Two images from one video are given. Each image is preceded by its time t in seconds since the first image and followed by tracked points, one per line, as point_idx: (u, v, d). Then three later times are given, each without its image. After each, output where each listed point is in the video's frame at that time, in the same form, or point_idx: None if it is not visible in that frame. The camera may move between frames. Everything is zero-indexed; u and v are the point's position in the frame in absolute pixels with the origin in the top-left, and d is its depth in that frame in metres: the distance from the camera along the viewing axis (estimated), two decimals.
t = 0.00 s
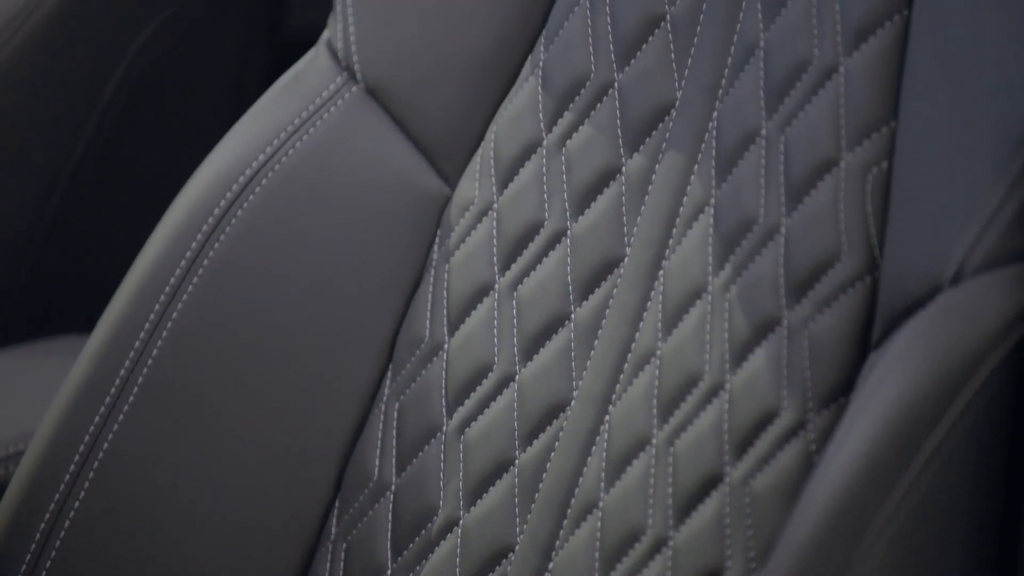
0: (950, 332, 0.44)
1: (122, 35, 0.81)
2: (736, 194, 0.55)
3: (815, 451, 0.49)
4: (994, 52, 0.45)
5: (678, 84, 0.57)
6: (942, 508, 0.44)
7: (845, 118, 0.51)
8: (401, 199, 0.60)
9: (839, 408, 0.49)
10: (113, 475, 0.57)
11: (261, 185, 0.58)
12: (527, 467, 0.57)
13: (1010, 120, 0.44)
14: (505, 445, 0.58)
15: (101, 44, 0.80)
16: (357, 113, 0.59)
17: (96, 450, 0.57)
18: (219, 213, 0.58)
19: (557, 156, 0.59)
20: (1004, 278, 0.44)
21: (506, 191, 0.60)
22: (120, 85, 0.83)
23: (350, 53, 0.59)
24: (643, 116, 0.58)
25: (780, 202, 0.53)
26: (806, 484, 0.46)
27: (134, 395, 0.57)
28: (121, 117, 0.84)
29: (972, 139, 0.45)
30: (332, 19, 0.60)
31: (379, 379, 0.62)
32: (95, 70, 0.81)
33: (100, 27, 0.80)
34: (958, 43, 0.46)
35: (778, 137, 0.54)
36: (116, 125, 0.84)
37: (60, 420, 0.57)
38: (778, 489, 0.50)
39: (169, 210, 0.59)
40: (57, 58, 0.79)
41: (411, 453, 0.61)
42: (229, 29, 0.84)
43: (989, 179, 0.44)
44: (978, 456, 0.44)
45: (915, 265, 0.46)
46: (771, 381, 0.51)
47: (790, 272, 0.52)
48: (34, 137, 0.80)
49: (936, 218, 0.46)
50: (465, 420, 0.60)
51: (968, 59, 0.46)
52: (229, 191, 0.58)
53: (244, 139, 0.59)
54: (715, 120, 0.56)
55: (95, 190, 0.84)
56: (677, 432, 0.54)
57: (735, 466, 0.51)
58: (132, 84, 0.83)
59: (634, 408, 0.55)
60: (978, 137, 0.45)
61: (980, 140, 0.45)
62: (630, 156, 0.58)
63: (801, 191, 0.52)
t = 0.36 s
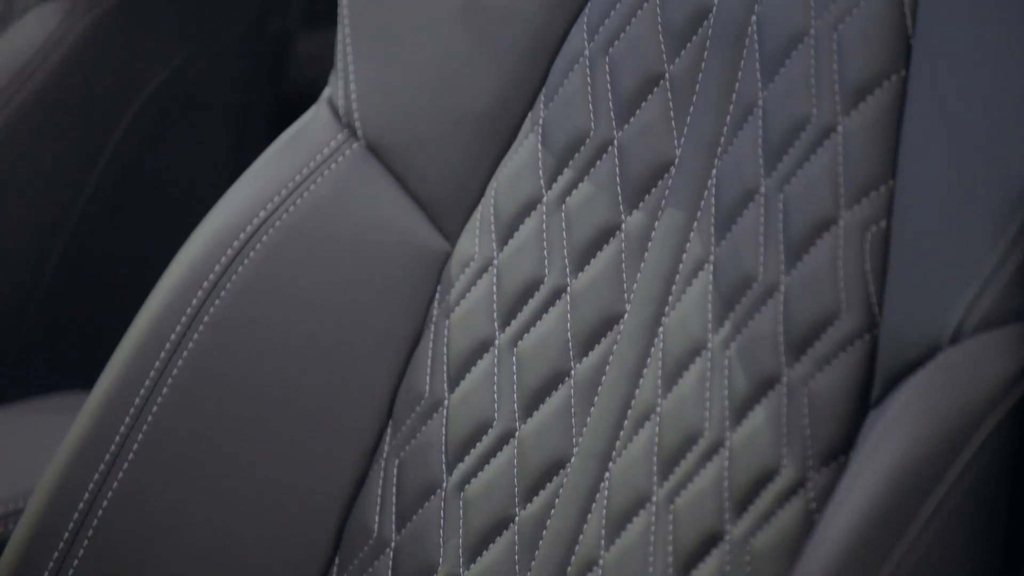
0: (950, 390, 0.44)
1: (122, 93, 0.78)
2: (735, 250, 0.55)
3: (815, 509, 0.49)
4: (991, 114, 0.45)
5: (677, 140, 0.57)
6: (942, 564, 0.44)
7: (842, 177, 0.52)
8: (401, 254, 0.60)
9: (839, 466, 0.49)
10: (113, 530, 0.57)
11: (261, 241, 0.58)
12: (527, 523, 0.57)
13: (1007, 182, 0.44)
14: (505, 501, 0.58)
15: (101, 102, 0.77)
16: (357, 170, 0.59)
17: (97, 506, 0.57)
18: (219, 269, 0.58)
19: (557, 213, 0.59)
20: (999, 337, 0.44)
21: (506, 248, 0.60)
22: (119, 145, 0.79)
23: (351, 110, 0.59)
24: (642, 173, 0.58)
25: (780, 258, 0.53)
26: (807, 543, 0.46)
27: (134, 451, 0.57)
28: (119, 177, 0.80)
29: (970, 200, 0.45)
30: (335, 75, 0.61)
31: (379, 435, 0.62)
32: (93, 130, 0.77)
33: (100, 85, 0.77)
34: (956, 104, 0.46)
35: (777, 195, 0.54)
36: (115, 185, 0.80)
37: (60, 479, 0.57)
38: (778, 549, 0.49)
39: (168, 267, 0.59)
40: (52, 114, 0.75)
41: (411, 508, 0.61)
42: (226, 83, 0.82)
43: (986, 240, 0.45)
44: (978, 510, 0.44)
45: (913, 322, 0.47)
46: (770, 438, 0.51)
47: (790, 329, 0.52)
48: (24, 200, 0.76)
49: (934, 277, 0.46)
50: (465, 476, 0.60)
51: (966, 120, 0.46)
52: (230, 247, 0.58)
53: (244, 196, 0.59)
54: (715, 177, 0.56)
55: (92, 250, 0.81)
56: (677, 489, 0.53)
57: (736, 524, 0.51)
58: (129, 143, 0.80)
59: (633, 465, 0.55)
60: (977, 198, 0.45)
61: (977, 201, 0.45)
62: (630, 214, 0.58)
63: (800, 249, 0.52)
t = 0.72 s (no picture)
0: (950, 453, 0.45)
1: (122, 144, 0.71)
2: (735, 312, 0.54)
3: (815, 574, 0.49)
4: (989, 185, 0.46)
5: (676, 202, 0.57)
6: None
7: (841, 240, 0.52)
8: (402, 315, 0.60)
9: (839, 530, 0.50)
10: None
11: (261, 303, 0.58)
12: None
13: (1006, 250, 0.45)
14: (505, 563, 0.58)
15: (101, 151, 0.70)
16: (357, 232, 0.60)
17: (95, 569, 0.56)
18: (218, 331, 0.58)
19: (557, 273, 0.59)
20: (997, 402, 0.46)
21: (506, 309, 0.60)
22: (125, 199, 0.73)
23: (352, 172, 0.60)
24: (642, 235, 0.57)
25: (780, 319, 0.53)
26: None
27: (133, 515, 0.56)
28: (122, 232, 0.74)
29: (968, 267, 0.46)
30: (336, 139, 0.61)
31: (379, 493, 0.61)
32: (99, 183, 0.71)
33: (99, 132, 0.69)
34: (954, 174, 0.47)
35: (776, 258, 0.54)
36: (117, 243, 0.74)
37: (58, 542, 0.56)
38: None
39: (167, 331, 0.60)
40: (54, 173, 0.68)
41: (411, 570, 0.60)
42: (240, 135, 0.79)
43: (984, 308, 0.45)
44: (978, 564, 0.46)
45: (912, 386, 0.47)
46: (770, 502, 0.51)
47: (789, 392, 0.52)
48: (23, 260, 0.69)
49: (934, 342, 0.47)
50: (465, 538, 0.59)
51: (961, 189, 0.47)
52: (230, 309, 0.58)
53: (244, 258, 0.59)
54: (714, 239, 0.56)
55: (92, 311, 0.75)
56: (676, 553, 0.53)
57: None
58: (138, 199, 0.74)
59: (633, 529, 0.55)
60: (975, 265, 0.46)
61: (977, 269, 0.46)
62: (629, 275, 0.58)
63: (800, 311, 0.52)
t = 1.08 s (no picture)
0: (950, 525, 0.45)
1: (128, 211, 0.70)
2: (735, 381, 0.54)
3: None
4: (990, 260, 0.46)
5: (676, 270, 0.57)
6: None
7: (842, 311, 0.51)
8: (402, 380, 0.60)
9: None
10: None
11: (261, 369, 0.58)
12: None
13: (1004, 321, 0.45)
14: None
15: (108, 218, 0.69)
16: (358, 299, 0.60)
17: None
18: (219, 397, 0.58)
19: (557, 339, 0.59)
20: (999, 472, 0.46)
21: (507, 374, 0.60)
22: (130, 258, 0.72)
23: (352, 239, 0.60)
24: (642, 303, 0.57)
25: (779, 388, 0.53)
26: None
27: None
28: (123, 295, 0.73)
29: (966, 339, 0.46)
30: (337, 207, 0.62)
31: (379, 562, 0.61)
32: (103, 250, 0.70)
33: (105, 200, 0.68)
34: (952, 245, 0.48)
35: (775, 326, 0.54)
36: (122, 304, 0.73)
37: None
38: None
39: (167, 399, 0.59)
40: (56, 241, 0.66)
41: None
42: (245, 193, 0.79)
43: (984, 378, 0.46)
44: None
45: (910, 456, 0.47)
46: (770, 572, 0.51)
47: (789, 461, 0.51)
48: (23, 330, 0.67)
49: (932, 414, 0.47)
50: None
51: (960, 262, 0.47)
52: (229, 377, 0.58)
53: (245, 325, 0.59)
54: (714, 307, 0.56)
55: (95, 375, 0.73)
56: None
57: None
58: (139, 261, 0.73)
59: None
60: (973, 338, 0.46)
61: (977, 341, 0.46)
62: (628, 342, 0.58)
63: (799, 380, 0.52)
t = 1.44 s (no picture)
0: None
1: (132, 270, 0.68)
2: (736, 448, 0.54)
3: None
4: (987, 328, 0.46)
5: (676, 337, 0.57)
6: None
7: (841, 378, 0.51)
8: (402, 446, 0.60)
9: None
10: None
11: (261, 436, 0.58)
12: None
13: (1002, 391, 0.46)
14: None
15: (109, 279, 0.67)
16: (358, 366, 0.60)
17: None
18: (219, 464, 0.58)
19: (557, 405, 0.59)
20: (995, 543, 0.45)
21: (507, 441, 0.60)
22: (134, 316, 0.70)
23: (352, 305, 0.61)
24: (641, 369, 0.57)
25: (779, 456, 0.52)
26: None
27: None
28: (125, 354, 0.71)
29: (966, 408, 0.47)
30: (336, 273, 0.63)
31: None
32: (105, 311, 0.68)
33: (104, 260, 0.65)
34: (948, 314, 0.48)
35: (775, 393, 0.53)
36: (125, 362, 0.72)
37: None
38: None
39: (167, 465, 0.60)
40: (58, 308, 0.64)
41: None
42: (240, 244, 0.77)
43: (983, 448, 0.46)
44: None
45: (912, 526, 0.48)
46: None
47: (789, 529, 0.51)
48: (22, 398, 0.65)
49: (934, 483, 0.47)
50: None
51: (958, 330, 0.47)
52: (229, 443, 0.58)
53: (245, 391, 0.59)
54: (714, 374, 0.55)
55: (94, 436, 0.72)
56: None
57: None
58: (143, 320, 0.72)
59: None
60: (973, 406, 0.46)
61: (975, 409, 0.46)
62: (628, 408, 0.57)
63: (799, 448, 0.52)
